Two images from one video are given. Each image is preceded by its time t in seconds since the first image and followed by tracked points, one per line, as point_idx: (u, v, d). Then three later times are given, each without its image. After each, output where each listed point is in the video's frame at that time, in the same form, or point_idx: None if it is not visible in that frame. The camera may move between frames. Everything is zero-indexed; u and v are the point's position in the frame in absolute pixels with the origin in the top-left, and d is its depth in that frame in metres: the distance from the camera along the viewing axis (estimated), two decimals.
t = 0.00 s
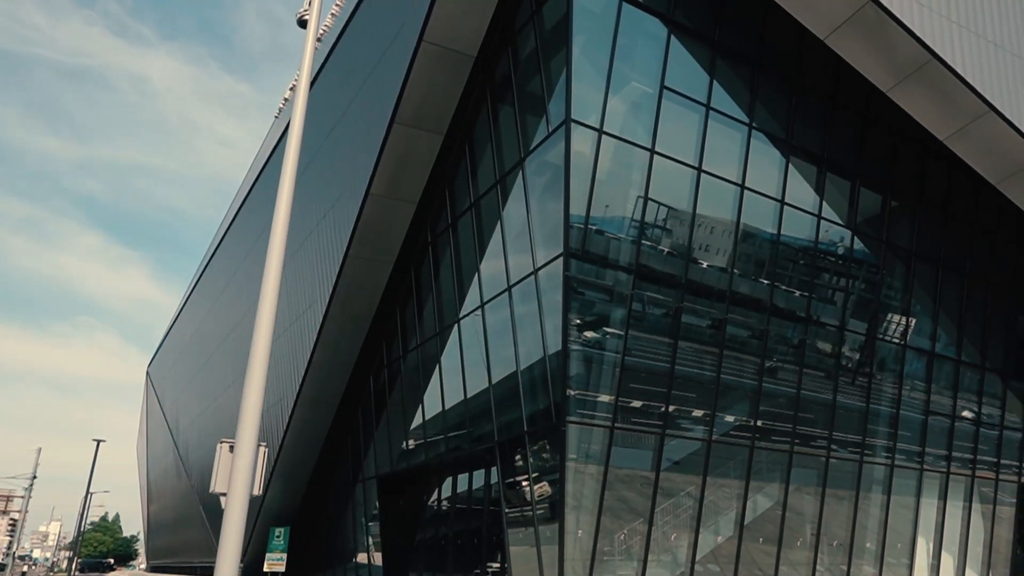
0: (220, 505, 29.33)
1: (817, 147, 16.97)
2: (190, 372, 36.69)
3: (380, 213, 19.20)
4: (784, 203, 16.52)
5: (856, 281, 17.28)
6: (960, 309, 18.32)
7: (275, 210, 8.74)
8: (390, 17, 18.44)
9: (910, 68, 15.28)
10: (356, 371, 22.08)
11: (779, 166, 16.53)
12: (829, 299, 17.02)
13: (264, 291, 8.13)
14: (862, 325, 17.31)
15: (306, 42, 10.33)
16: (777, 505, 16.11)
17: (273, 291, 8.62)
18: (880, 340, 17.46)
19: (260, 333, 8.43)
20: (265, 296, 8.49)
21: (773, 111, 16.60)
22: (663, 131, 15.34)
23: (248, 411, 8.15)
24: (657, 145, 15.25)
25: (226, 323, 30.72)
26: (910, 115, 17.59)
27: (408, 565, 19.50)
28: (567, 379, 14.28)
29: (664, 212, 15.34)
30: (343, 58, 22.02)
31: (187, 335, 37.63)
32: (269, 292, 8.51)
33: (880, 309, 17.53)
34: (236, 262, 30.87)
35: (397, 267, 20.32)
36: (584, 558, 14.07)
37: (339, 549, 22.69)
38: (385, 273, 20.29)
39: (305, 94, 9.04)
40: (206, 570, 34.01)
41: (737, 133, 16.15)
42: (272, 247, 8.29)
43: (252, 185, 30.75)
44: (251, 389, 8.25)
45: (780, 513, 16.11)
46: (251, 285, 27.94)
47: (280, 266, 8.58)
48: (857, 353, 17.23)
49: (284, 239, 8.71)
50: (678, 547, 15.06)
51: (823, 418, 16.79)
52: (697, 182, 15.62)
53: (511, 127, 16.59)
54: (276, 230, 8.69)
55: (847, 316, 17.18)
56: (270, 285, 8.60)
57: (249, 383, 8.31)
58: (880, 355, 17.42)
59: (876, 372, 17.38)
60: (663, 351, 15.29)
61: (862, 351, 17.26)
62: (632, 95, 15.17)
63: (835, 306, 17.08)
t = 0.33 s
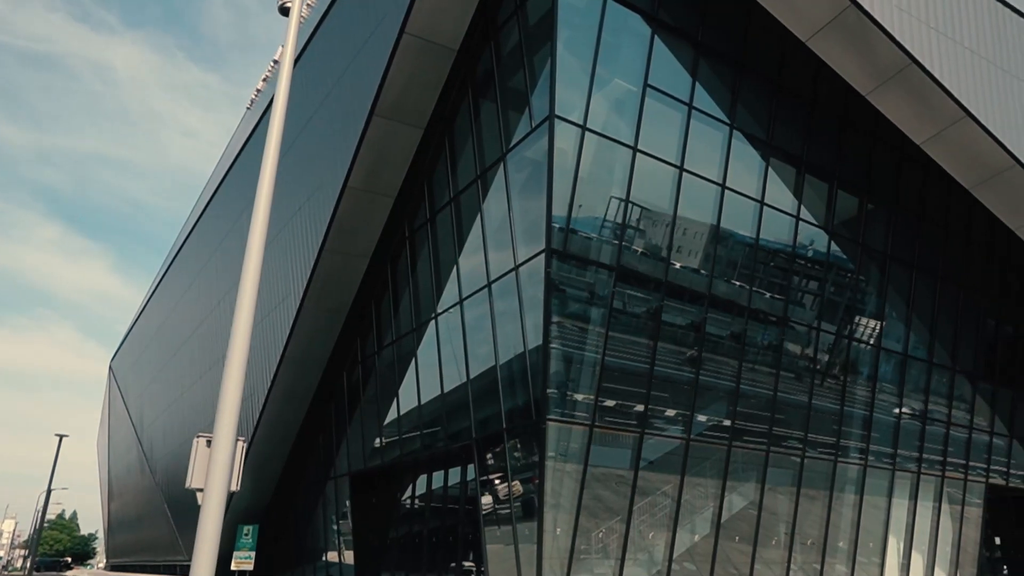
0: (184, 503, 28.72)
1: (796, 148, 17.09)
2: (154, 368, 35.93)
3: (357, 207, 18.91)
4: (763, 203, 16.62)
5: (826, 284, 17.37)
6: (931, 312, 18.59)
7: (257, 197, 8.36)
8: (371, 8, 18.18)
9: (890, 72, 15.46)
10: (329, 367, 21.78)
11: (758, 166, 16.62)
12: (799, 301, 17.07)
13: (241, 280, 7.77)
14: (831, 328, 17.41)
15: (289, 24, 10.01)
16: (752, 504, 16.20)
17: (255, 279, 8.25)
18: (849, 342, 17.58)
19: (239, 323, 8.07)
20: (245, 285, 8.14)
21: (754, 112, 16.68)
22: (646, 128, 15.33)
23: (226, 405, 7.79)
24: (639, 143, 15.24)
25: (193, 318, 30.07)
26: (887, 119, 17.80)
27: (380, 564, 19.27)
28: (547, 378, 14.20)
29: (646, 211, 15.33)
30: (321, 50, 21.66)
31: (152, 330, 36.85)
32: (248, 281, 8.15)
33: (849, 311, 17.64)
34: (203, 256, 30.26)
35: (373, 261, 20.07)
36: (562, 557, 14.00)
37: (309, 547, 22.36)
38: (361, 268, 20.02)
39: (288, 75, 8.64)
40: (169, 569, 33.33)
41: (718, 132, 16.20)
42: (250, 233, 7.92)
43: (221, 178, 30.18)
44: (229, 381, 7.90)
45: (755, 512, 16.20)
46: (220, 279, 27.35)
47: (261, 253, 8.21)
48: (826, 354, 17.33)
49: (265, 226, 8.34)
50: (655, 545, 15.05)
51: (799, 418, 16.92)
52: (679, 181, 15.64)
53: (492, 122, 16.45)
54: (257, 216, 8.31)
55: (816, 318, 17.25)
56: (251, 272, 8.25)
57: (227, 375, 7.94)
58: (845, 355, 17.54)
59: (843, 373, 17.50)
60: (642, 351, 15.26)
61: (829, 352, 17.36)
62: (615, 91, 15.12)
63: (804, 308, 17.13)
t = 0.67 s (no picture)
0: (149, 501, 28.05)
1: (778, 150, 17.17)
2: (118, 363, 35.07)
3: (336, 200, 18.56)
4: (746, 204, 16.67)
5: (796, 286, 17.34)
6: (907, 315, 18.81)
7: (242, 182, 8.04)
8: None
9: (874, 75, 15.58)
10: (304, 362, 21.41)
11: (741, 166, 16.67)
12: (770, 303, 17.01)
13: (223, 269, 7.46)
14: (799, 331, 17.36)
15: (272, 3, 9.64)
16: (731, 504, 16.25)
17: (239, 268, 7.94)
18: (818, 343, 17.59)
19: (221, 313, 7.76)
20: (228, 274, 7.83)
21: (738, 112, 16.70)
22: (632, 127, 15.28)
23: (207, 397, 7.48)
24: (625, 141, 15.18)
25: (161, 313, 29.39)
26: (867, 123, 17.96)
27: (355, 564, 18.99)
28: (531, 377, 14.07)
29: (630, 210, 15.26)
30: (299, 40, 21.26)
31: (117, 325, 35.98)
32: (231, 270, 7.84)
33: (818, 314, 17.65)
34: (170, 249, 29.57)
35: (351, 256, 19.77)
36: (543, 556, 13.89)
37: (280, 545, 21.98)
38: (339, 262, 19.70)
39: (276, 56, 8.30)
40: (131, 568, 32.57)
41: (703, 132, 16.21)
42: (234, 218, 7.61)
43: (191, 169, 29.49)
44: (211, 373, 7.60)
45: (734, 512, 16.26)
46: (189, 273, 26.73)
47: (246, 241, 7.90)
48: (795, 356, 17.30)
49: (250, 214, 8.03)
50: (635, 545, 15.00)
51: (777, 419, 17.00)
52: (665, 179, 15.61)
53: (477, 116, 16.25)
54: (241, 200, 7.98)
55: (788, 321, 17.23)
56: (234, 260, 7.94)
57: (209, 366, 7.65)
58: (817, 357, 17.58)
59: (812, 376, 17.50)
60: (625, 352, 15.16)
61: (802, 353, 17.38)
62: (602, 88, 15.02)
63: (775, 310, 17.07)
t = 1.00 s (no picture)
0: (115, 501, 27.37)
1: (762, 151, 17.23)
2: (83, 360, 34.23)
3: (316, 195, 18.22)
4: (731, 204, 16.71)
5: (768, 288, 17.28)
6: (885, 317, 19.01)
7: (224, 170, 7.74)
8: None
9: (857, 78, 15.68)
10: (279, 360, 21.03)
11: (726, 167, 16.70)
12: (742, 305, 16.92)
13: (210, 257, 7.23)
14: (770, 332, 17.31)
15: None
16: (712, 504, 16.27)
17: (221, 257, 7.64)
18: (789, 344, 17.56)
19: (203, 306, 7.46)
20: (210, 265, 7.53)
21: (723, 113, 16.71)
22: (619, 125, 15.22)
23: (189, 393, 7.18)
24: (612, 139, 15.12)
25: (129, 308, 28.73)
26: (849, 127, 18.10)
27: (331, 565, 18.69)
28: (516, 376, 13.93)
29: (617, 209, 15.19)
30: (278, 32, 20.88)
31: (82, 320, 35.12)
32: (213, 261, 7.55)
33: (790, 317, 17.61)
34: (139, 244, 28.91)
35: (330, 252, 19.45)
36: (526, 557, 13.77)
37: (253, 545, 21.57)
38: (317, 258, 19.37)
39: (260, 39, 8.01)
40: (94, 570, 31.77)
41: (689, 132, 16.21)
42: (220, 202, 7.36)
43: (161, 162, 28.87)
44: (193, 367, 7.30)
45: (715, 512, 16.28)
46: (158, 268, 26.15)
47: (229, 232, 7.61)
48: (766, 356, 17.27)
49: (233, 203, 7.74)
50: (618, 545, 14.93)
51: (758, 420, 17.06)
52: (651, 179, 15.57)
53: (462, 112, 16.06)
54: (225, 186, 7.73)
55: (759, 323, 17.15)
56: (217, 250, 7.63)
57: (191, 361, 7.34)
58: (790, 359, 17.58)
59: (784, 376, 17.50)
60: (610, 354, 15.07)
61: (774, 354, 17.37)
62: (589, 86, 14.93)
63: (748, 310, 17.01)
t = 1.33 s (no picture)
0: (84, 501, 26.73)
1: (750, 153, 17.27)
2: (51, 357, 33.45)
3: (299, 190, 17.90)
4: (719, 205, 16.75)
5: (744, 289, 17.17)
6: (867, 319, 19.18)
7: (212, 166, 7.64)
8: None
9: (845, 81, 15.76)
10: (259, 357, 20.66)
11: (713, 168, 16.72)
12: (719, 307, 16.79)
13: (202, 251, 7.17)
14: (750, 332, 17.27)
15: None
16: (698, 504, 16.28)
17: (209, 254, 7.49)
18: (766, 346, 17.49)
19: (191, 302, 7.29)
20: (199, 261, 7.37)
21: (712, 113, 16.73)
22: (610, 123, 15.16)
23: (177, 390, 7.00)
24: (603, 138, 15.04)
25: (101, 304, 28.12)
26: (834, 129, 18.22)
27: (312, 565, 18.42)
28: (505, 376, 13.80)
29: (606, 207, 15.12)
30: (260, 23, 20.52)
31: (51, 316, 34.32)
32: (202, 255, 7.41)
33: (766, 319, 17.54)
34: (111, 237, 28.31)
35: (313, 248, 19.15)
36: (514, 558, 13.63)
37: (230, 546, 21.18)
38: (299, 254, 19.06)
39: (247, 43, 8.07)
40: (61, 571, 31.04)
41: (678, 132, 16.20)
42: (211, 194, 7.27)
43: (135, 156, 28.29)
44: (180, 364, 7.12)
45: (701, 512, 16.29)
46: (132, 263, 25.59)
47: (217, 225, 7.51)
48: (744, 357, 17.18)
49: (222, 200, 7.64)
50: (606, 546, 14.86)
51: (744, 422, 17.11)
52: (641, 178, 15.54)
53: (451, 107, 15.87)
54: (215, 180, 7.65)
55: (735, 325, 17.04)
56: (205, 246, 7.48)
57: (177, 358, 7.15)
58: (766, 359, 17.50)
59: (763, 378, 17.46)
60: (599, 356, 15.01)
61: (751, 355, 17.28)
62: (580, 84, 14.84)
63: (735, 311, 17.05)
